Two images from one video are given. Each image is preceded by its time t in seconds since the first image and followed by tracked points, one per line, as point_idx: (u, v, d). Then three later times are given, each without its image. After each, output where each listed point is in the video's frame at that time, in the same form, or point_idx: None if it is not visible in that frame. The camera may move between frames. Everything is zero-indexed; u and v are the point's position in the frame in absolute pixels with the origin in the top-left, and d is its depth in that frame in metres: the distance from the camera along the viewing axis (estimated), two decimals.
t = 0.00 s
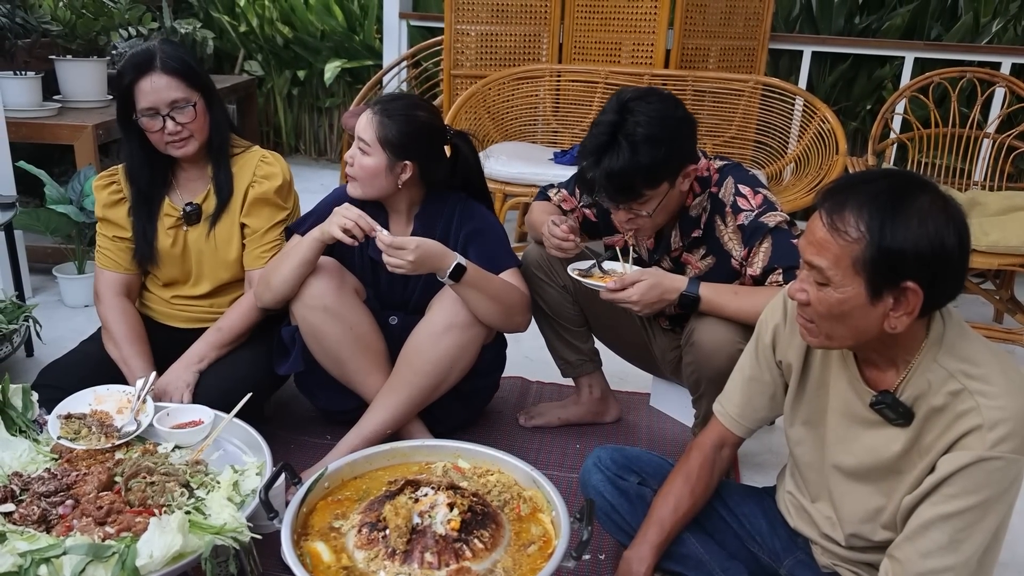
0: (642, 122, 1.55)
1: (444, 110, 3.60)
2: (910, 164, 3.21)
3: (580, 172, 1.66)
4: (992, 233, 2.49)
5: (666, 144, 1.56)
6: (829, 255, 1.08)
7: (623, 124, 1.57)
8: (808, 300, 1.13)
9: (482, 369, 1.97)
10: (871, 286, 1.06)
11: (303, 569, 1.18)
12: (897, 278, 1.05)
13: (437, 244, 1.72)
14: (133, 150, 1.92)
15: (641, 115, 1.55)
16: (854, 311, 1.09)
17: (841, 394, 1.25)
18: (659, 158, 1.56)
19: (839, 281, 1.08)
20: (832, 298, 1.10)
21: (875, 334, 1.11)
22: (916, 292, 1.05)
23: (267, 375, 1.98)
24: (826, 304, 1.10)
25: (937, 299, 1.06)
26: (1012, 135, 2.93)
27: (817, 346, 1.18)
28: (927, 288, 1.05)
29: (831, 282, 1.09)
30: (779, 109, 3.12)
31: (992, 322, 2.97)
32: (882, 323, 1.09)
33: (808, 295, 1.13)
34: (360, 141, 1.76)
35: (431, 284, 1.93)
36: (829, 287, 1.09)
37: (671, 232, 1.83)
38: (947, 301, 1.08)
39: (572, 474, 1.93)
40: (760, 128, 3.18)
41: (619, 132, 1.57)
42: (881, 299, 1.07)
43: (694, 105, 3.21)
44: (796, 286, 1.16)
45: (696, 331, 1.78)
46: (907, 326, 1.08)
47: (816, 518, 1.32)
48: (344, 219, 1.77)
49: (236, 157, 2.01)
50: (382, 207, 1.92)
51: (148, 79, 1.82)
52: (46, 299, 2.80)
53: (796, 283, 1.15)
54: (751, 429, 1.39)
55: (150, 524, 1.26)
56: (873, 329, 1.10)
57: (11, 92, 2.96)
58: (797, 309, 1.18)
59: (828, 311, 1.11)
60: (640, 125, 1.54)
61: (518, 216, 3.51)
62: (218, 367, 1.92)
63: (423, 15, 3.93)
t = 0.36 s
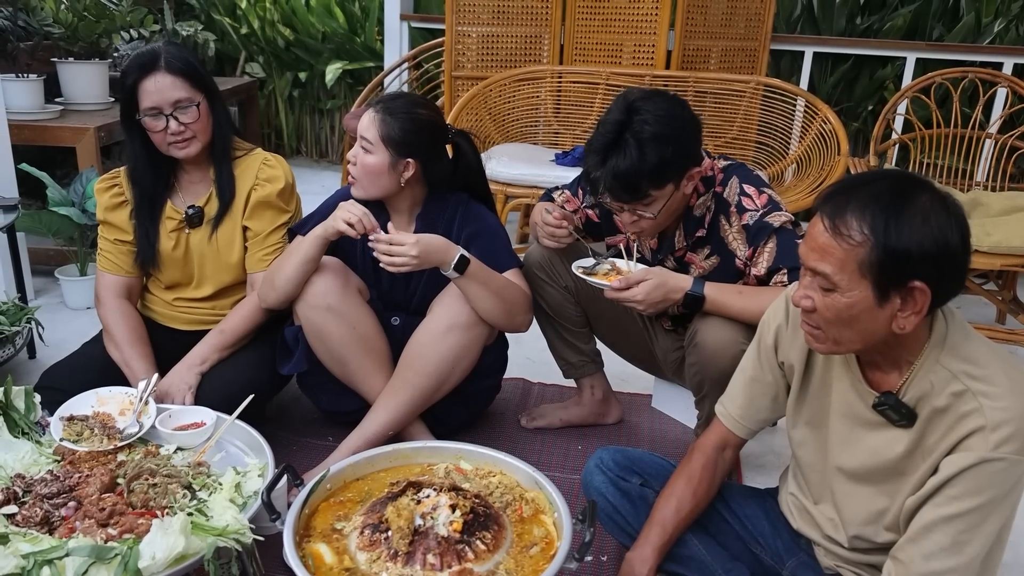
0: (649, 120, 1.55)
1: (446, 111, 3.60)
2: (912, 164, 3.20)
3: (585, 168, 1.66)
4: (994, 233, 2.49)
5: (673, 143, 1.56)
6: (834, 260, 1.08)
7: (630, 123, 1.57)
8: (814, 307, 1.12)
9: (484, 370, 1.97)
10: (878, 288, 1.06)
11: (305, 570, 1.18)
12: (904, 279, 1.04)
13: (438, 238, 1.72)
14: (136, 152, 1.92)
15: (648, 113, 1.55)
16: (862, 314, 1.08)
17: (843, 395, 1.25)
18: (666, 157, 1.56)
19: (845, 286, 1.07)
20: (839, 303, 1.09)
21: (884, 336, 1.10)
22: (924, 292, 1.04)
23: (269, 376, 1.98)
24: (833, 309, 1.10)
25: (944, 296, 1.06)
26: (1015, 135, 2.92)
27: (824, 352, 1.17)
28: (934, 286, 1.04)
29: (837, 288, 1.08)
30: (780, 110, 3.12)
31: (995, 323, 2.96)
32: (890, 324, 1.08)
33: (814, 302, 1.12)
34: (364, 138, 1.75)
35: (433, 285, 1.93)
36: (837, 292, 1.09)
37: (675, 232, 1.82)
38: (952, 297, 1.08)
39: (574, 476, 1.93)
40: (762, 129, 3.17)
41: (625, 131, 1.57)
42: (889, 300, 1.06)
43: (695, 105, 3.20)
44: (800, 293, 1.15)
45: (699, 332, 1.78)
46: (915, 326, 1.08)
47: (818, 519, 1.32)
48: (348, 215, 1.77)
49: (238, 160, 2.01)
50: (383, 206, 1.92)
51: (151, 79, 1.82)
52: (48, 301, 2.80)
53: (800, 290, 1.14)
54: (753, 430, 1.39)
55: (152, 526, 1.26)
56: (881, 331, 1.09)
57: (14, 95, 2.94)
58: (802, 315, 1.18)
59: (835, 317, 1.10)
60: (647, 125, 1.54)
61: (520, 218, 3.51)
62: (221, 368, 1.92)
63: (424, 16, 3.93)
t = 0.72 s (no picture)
0: (642, 135, 1.55)
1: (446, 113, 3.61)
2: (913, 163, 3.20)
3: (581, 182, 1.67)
4: (996, 232, 2.49)
5: (666, 157, 1.56)
6: (837, 265, 1.07)
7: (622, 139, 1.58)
8: (819, 312, 1.11)
9: (486, 371, 1.97)
10: (883, 289, 1.05)
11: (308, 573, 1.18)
12: (909, 278, 1.04)
13: (441, 237, 1.73)
14: (138, 155, 1.93)
15: (641, 128, 1.56)
16: (869, 317, 1.07)
17: (846, 394, 1.24)
18: (659, 172, 1.56)
19: (850, 289, 1.07)
20: (846, 307, 1.08)
21: (891, 336, 1.10)
22: (929, 290, 1.04)
23: (272, 378, 1.98)
24: (840, 314, 1.09)
25: (948, 291, 1.06)
26: (1016, 134, 2.92)
27: (830, 356, 1.16)
28: (939, 283, 1.04)
29: (843, 292, 1.08)
30: (781, 109, 3.11)
31: (997, 321, 2.96)
32: (897, 324, 1.08)
33: (819, 307, 1.11)
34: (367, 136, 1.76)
35: (435, 286, 1.93)
36: (842, 297, 1.08)
37: (676, 233, 1.82)
38: (955, 291, 1.08)
39: (577, 477, 1.93)
40: (762, 129, 3.17)
41: (618, 146, 1.58)
42: (894, 300, 1.06)
43: (696, 105, 3.20)
44: (803, 299, 1.14)
45: (700, 332, 1.78)
46: (921, 324, 1.08)
47: (821, 519, 1.32)
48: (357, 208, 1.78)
49: (240, 162, 2.01)
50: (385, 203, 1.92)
51: (153, 83, 1.82)
52: (50, 305, 2.81)
53: (804, 296, 1.13)
54: (757, 430, 1.39)
55: (156, 529, 1.26)
56: (888, 331, 1.09)
57: (15, 99, 2.95)
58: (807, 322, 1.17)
59: (842, 321, 1.09)
60: (640, 140, 1.55)
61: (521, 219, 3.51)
62: (224, 371, 1.92)
63: (425, 18, 3.94)
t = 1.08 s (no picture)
0: (642, 138, 1.55)
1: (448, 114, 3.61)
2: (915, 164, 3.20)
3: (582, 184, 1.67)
4: (998, 232, 2.49)
5: (666, 158, 1.56)
6: (843, 271, 1.07)
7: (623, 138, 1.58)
8: (826, 318, 1.11)
9: (488, 372, 1.97)
10: (891, 293, 1.06)
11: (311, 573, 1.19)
12: (917, 280, 1.04)
13: (446, 235, 1.74)
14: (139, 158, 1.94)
15: (641, 130, 1.56)
16: (877, 322, 1.07)
17: (848, 395, 1.25)
18: (659, 174, 1.56)
19: (858, 295, 1.07)
20: (854, 313, 1.08)
21: (899, 339, 1.10)
22: (937, 291, 1.05)
23: (275, 380, 1.98)
24: (848, 319, 1.09)
25: (954, 291, 1.07)
26: (1018, 134, 2.92)
27: (839, 361, 1.16)
28: (946, 284, 1.05)
29: (850, 298, 1.07)
30: (782, 110, 3.11)
31: (999, 322, 2.96)
32: (904, 326, 1.08)
33: (825, 314, 1.11)
34: (370, 138, 1.77)
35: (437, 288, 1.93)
36: (850, 303, 1.08)
37: (677, 235, 1.82)
38: (959, 291, 1.08)
39: (579, 478, 1.93)
40: (764, 130, 3.18)
41: (618, 147, 1.58)
42: (902, 303, 1.06)
43: (697, 106, 3.21)
44: (809, 306, 1.14)
45: (702, 333, 1.78)
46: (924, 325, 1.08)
47: (823, 519, 1.32)
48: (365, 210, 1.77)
49: (242, 163, 2.02)
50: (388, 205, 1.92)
51: (154, 85, 1.83)
52: (53, 307, 2.82)
53: (810, 302, 1.13)
54: (760, 432, 1.39)
55: (159, 530, 1.26)
56: (896, 334, 1.09)
57: (16, 102, 2.96)
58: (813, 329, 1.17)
59: (851, 327, 1.09)
60: (639, 142, 1.55)
61: (523, 220, 3.51)
62: (226, 373, 1.92)
63: (426, 20, 3.94)
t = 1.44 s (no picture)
0: (648, 123, 1.55)
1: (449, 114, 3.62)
2: (916, 161, 3.20)
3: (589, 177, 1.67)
4: (1000, 228, 2.49)
5: (673, 145, 1.56)
6: (855, 276, 1.06)
7: (630, 122, 1.58)
8: (838, 323, 1.11)
9: (491, 372, 1.97)
10: (904, 294, 1.05)
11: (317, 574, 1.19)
12: (930, 281, 1.04)
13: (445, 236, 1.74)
14: (151, 159, 1.92)
15: (646, 116, 1.56)
16: (891, 324, 1.07)
17: (853, 392, 1.25)
18: (666, 161, 1.56)
19: (871, 299, 1.07)
20: (868, 316, 1.08)
21: (911, 337, 1.10)
22: (949, 290, 1.05)
23: (278, 382, 1.98)
24: (861, 323, 1.08)
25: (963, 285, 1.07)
26: (1019, 130, 2.91)
27: (850, 363, 1.16)
28: (957, 282, 1.05)
29: (863, 302, 1.07)
30: (784, 107, 3.12)
31: (1002, 317, 2.96)
32: (917, 324, 1.09)
33: (837, 318, 1.10)
34: (370, 138, 1.77)
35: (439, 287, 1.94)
36: (863, 307, 1.07)
37: (679, 233, 1.82)
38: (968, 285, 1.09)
39: (583, 476, 1.93)
40: (765, 127, 3.17)
41: (625, 135, 1.58)
42: (914, 303, 1.06)
43: (698, 104, 3.21)
44: (819, 312, 1.13)
45: (705, 331, 1.78)
46: (930, 323, 1.08)
47: (828, 516, 1.32)
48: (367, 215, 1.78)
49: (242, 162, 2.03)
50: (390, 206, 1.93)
51: (178, 76, 1.85)
52: (56, 310, 2.82)
53: (820, 308, 1.12)
54: (767, 430, 1.39)
55: (163, 531, 1.26)
56: (909, 332, 1.09)
57: (16, 107, 2.97)
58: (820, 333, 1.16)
59: (864, 330, 1.09)
60: (646, 128, 1.55)
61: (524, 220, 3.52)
62: (228, 374, 1.92)
63: (426, 20, 3.94)
